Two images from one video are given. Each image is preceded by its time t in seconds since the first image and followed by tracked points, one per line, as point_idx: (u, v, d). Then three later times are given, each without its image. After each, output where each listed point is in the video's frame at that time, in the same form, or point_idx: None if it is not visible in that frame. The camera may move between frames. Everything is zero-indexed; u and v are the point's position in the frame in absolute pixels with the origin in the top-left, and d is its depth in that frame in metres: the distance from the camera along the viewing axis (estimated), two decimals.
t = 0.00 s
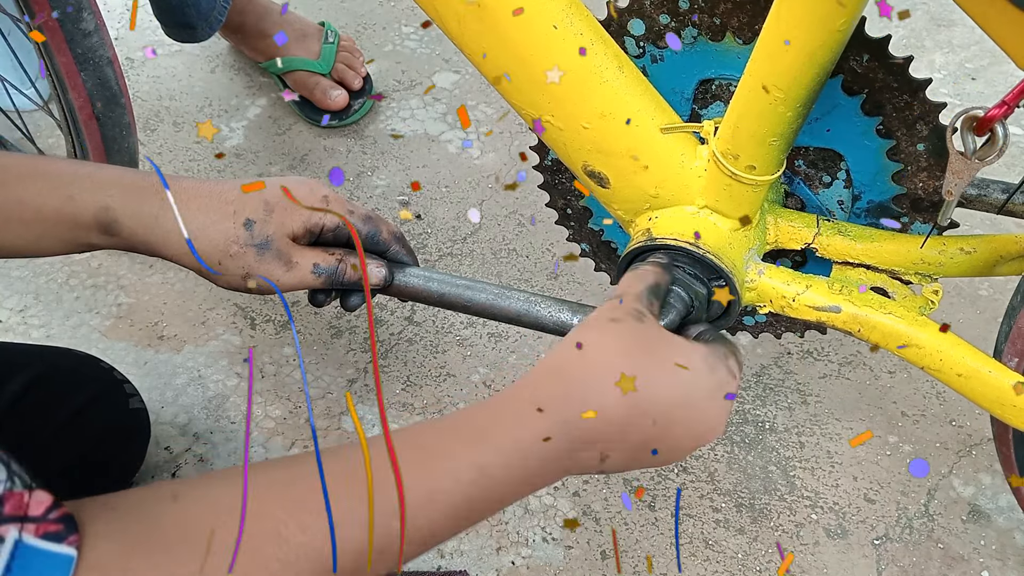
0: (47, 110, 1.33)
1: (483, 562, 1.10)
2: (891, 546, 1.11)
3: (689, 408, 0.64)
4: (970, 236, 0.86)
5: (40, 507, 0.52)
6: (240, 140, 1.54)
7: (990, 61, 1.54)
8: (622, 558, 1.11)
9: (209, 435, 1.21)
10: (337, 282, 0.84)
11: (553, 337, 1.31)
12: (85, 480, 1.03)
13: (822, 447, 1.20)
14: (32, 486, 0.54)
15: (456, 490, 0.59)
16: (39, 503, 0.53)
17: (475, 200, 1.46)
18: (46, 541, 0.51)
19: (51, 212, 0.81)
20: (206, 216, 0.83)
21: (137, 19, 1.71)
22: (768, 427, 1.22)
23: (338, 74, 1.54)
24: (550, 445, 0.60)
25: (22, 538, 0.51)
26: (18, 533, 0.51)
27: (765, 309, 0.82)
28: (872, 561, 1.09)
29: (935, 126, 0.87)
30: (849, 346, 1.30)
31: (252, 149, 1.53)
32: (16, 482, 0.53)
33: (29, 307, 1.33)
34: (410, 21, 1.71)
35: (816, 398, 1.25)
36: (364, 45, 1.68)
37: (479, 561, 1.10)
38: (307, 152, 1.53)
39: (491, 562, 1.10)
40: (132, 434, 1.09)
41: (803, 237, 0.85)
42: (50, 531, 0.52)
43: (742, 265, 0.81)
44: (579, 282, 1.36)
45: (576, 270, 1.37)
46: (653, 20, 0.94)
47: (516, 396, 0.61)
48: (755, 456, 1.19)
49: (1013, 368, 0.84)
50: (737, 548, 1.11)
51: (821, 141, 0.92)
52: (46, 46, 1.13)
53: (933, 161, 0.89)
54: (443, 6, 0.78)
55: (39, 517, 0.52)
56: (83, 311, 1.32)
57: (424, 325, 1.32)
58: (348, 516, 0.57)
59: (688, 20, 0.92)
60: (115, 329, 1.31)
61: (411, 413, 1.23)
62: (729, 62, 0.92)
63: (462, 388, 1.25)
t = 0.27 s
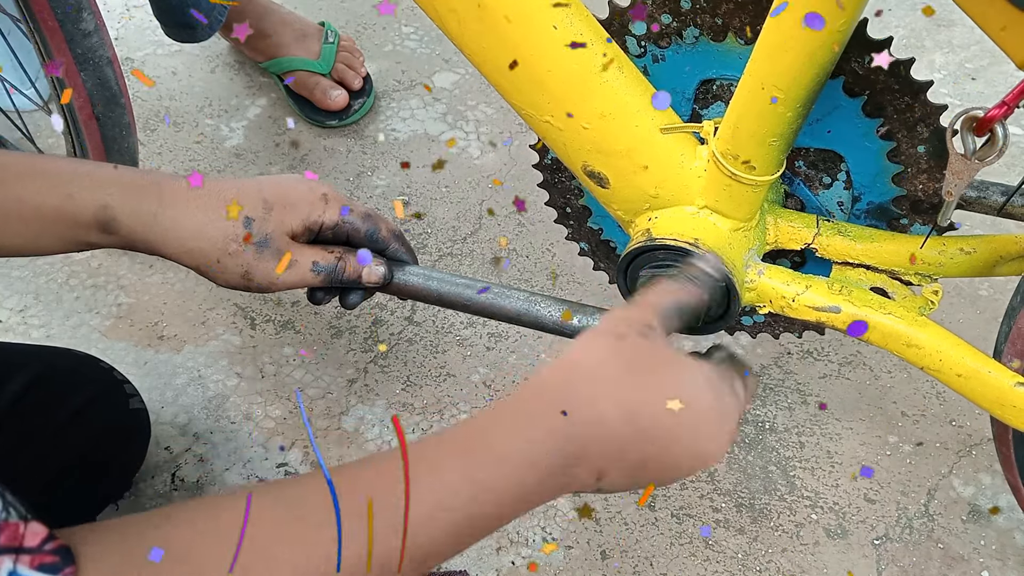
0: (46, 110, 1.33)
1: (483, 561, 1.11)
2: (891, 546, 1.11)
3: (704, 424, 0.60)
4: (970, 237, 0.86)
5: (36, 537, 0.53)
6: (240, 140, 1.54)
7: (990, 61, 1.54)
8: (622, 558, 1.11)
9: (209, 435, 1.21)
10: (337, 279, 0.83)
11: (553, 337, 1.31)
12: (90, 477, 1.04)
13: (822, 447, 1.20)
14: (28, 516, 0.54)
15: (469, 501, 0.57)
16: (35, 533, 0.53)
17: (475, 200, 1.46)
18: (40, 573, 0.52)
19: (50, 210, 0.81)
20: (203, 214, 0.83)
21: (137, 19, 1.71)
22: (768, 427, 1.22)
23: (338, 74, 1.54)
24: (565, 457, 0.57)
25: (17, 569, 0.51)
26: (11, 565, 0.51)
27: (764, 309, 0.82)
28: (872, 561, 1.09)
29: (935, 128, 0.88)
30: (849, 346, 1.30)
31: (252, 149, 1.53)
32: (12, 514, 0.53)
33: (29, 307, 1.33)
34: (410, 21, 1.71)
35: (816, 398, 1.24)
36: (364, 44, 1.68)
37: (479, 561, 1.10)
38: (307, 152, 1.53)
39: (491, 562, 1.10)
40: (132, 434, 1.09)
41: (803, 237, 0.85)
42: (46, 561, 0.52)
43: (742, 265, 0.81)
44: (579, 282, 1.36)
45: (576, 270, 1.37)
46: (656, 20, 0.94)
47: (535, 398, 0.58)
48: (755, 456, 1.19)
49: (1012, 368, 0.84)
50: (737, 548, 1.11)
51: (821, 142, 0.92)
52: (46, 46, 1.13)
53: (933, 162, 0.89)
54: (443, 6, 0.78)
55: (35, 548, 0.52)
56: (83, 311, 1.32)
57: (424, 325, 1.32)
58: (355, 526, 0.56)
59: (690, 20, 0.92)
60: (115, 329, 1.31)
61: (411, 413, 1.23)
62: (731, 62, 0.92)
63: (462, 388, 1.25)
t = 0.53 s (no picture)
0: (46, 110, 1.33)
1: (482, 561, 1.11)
2: (891, 546, 1.11)
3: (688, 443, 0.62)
4: (968, 237, 0.85)
5: (59, 521, 0.48)
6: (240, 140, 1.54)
7: (990, 61, 1.54)
8: (622, 558, 1.11)
9: (209, 435, 1.21)
10: (332, 271, 0.83)
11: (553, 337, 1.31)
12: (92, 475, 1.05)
13: (822, 447, 1.20)
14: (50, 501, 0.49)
15: (483, 541, 0.52)
16: (57, 518, 0.48)
17: (475, 200, 1.46)
18: (62, 557, 0.46)
19: (47, 198, 0.82)
20: (201, 202, 0.83)
21: (137, 19, 1.71)
22: (768, 427, 1.22)
23: (338, 74, 1.54)
24: (578, 502, 0.56)
25: (41, 553, 0.46)
26: (36, 549, 0.46)
27: (762, 310, 0.82)
28: (872, 561, 1.09)
29: (935, 133, 0.87)
30: (849, 346, 1.30)
31: (252, 149, 1.53)
32: (35, 497, 0.49)
33: (29, 307, 1.33)
34: (410, 21, 1.71)
35: (816, 398, 1.24)
36: (364, 44, 1.68)
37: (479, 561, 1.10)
38: (307, 152, 1.53)
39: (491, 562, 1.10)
40: (132, 434, 1.10)
41: (801, 238, 0.85)
42: (67, 546, 0.47)
43: (740, 266, 0.81)
44: (579, 282, 1.36)
45: (575, 270, 1.37)
46: (658, 19, 0.94)
47: (539, 452, 0.56)
48: (755, 456, 1.19)
49: (1010, 369, 0.84)
50: (737, 548, 1.11)
51: (820, 145, 0.92)
52: (44, 45, 1.13)
53: (932, 167, 0.89)
54: (441, 8, 0.78)
55: (57, 532, 0.47)
56: (83, 311, 1.33)
57: (424, 325, 1.32)
58: (377, 537, 0.51)
59: (693, 20, 0.92)
60: (115, 329, 1.31)
61: (411, 413, 1.23)
62: (732, 63, 0.93)
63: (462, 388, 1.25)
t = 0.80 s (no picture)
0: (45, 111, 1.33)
1: (482, 561, 1.11)
2: (891, 546, 1.11)
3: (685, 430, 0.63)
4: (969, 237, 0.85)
5: (45, 528, 0.53)
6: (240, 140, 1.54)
7: (990, 61, 1.54)
8: (622, 558, 1.11)
9: (209, 436, 1.21)
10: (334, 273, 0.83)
11: (553, 337, 1.31)
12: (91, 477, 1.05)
13: (822, 447, 1.20)
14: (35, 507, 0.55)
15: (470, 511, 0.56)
16: (45, 524, 0.54)
17: (475, 200, 1.46)
18: (50, 562, 0.51)
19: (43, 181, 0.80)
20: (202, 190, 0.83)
21: (137, 19, 1.71)
22: (768, 427, 1.22)
23: (338, 74, 1.54)
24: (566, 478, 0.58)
25: (28, 559, 0.51)
26: (25, 556, 0.51)
27: (763, 310, 0.82)
28: (872, 561, 1.09)
29: (934, 130, 0.87)
30: (849, 346, 1.30)
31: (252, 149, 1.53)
32: (19, 504, 0.54)
33: (29, 307, 1.33)
34: (410, 21, 1.71)
35: (816, 398, 1.24)
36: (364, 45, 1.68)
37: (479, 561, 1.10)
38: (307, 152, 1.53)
39: (491, 562, 1.10)
40: (132, 434, 1.10)
41: (802, 238, 0.85)
42: (55, 552, 0.52)
43: (741, 266, 0.81)
44: (579, 282, 1.36)
45: (576, 270, 1.37)
46: (655, 20, 0.94)
47: (536, 431, 0.58)
48: (755, 456, 1.19)
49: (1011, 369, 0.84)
50: (737, 548, 1.11)
51: (820, 144, 0.92)
52: (45, 46, 1.15)
53: (932, 165, 0.89)
54: (440, 7, 0.78)
55: (44, 538, 0.53)
56: (83, 311, 1.33)
57: (424, 325, 1.32)
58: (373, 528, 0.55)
59: (690, 20, 0.92)
60: (115, 329, 1.31)
61: (411, 413, 1.23)
62: (730, 63, 0.92)
63: (462, 388, 1.25)
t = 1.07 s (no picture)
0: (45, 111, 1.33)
1: (482, 561, 1.11)
2: (891, 546, 1.11)
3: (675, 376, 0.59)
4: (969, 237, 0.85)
5: (23, 539, 0.53)
6: (240, 140, 1.54)
7: (990, 61, 1.54)
8: (622, 558, 1.11)
9: (209, 436, 1.21)
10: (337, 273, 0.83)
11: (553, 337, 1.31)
12: (89, 477, 1.05)
13: (822, 447, 1.20)
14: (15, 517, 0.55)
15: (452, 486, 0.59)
16: (22, 534, 0.54)
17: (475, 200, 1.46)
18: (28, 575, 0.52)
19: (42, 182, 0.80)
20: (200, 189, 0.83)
21: (137, 19, 1.71)
22: (768, 427, 1.22)
23: (338, 74, 1.54)
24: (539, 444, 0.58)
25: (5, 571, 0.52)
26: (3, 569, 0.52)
27: (763, 310, 0.82)
28: (872, 561, 1.09)
29: (934, 130, 0.87)
30: (849, 346, 1.30)
31: (252, 149, 1.53)
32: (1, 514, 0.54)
33: (29, 307, 1.33)
34: (410, 21, 1.71)
35: (816, 397, 1.24)
36: (364, 45, 1.68)
37: (479, 561, 1.10)
38: (307, 152, 1.53)
39: (491, 562, 1.10)
40: (132, 434, 1.09)
41: (802, 238, 0.85)
42: (34, 564, 0.53)
43: (741, 266, 0.81)
44: (579, 282, 1.36)
45: (576, 270, 1.37)
46: (655, 20, 0.94)
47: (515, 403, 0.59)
48: (755, 456, 1.19)
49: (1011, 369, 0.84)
50: (737, 548, 1.11)
51: (820, 143, 0.92)
52: (45, 46, 1.15)
53: (933, 165, 0.88)
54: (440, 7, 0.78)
55: (21, 550, 0.53)
56: (83, 311, 1.33)
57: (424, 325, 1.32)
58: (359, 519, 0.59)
59: (690, 20, 0.92)
60: (115, 329, 1.31)
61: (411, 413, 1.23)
62: (730, 63, 0.92)
63: (462, 389, 1.25)
